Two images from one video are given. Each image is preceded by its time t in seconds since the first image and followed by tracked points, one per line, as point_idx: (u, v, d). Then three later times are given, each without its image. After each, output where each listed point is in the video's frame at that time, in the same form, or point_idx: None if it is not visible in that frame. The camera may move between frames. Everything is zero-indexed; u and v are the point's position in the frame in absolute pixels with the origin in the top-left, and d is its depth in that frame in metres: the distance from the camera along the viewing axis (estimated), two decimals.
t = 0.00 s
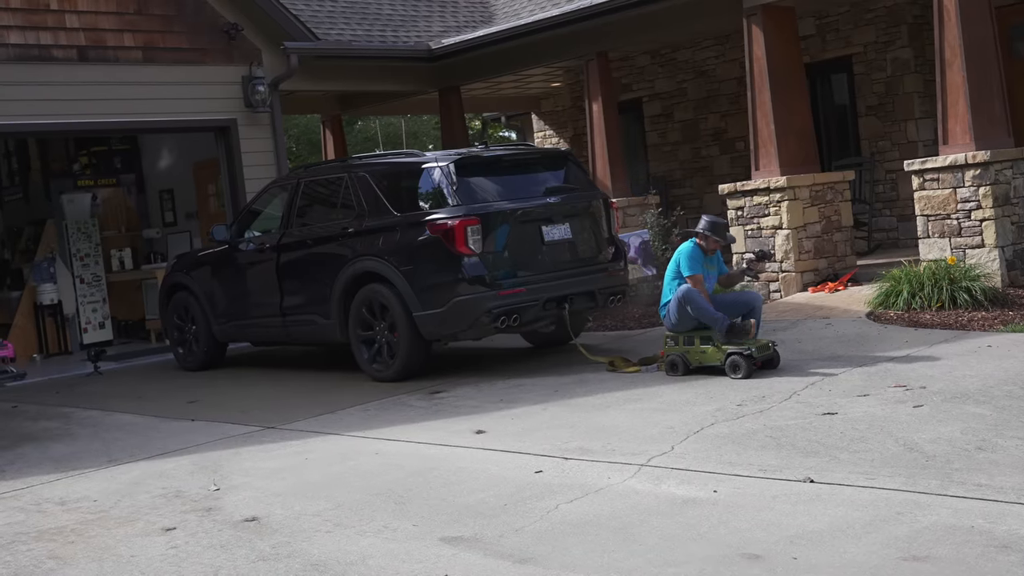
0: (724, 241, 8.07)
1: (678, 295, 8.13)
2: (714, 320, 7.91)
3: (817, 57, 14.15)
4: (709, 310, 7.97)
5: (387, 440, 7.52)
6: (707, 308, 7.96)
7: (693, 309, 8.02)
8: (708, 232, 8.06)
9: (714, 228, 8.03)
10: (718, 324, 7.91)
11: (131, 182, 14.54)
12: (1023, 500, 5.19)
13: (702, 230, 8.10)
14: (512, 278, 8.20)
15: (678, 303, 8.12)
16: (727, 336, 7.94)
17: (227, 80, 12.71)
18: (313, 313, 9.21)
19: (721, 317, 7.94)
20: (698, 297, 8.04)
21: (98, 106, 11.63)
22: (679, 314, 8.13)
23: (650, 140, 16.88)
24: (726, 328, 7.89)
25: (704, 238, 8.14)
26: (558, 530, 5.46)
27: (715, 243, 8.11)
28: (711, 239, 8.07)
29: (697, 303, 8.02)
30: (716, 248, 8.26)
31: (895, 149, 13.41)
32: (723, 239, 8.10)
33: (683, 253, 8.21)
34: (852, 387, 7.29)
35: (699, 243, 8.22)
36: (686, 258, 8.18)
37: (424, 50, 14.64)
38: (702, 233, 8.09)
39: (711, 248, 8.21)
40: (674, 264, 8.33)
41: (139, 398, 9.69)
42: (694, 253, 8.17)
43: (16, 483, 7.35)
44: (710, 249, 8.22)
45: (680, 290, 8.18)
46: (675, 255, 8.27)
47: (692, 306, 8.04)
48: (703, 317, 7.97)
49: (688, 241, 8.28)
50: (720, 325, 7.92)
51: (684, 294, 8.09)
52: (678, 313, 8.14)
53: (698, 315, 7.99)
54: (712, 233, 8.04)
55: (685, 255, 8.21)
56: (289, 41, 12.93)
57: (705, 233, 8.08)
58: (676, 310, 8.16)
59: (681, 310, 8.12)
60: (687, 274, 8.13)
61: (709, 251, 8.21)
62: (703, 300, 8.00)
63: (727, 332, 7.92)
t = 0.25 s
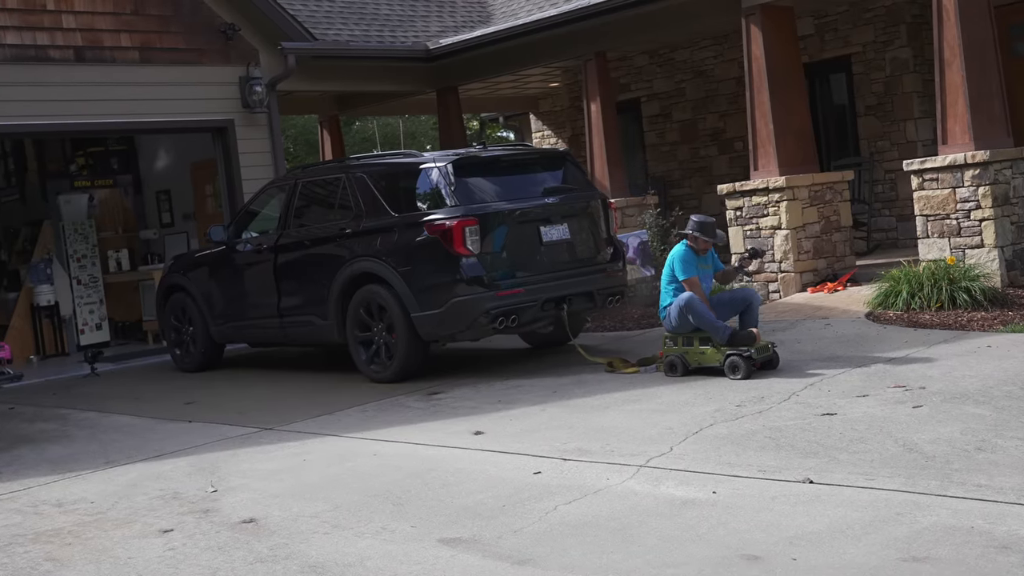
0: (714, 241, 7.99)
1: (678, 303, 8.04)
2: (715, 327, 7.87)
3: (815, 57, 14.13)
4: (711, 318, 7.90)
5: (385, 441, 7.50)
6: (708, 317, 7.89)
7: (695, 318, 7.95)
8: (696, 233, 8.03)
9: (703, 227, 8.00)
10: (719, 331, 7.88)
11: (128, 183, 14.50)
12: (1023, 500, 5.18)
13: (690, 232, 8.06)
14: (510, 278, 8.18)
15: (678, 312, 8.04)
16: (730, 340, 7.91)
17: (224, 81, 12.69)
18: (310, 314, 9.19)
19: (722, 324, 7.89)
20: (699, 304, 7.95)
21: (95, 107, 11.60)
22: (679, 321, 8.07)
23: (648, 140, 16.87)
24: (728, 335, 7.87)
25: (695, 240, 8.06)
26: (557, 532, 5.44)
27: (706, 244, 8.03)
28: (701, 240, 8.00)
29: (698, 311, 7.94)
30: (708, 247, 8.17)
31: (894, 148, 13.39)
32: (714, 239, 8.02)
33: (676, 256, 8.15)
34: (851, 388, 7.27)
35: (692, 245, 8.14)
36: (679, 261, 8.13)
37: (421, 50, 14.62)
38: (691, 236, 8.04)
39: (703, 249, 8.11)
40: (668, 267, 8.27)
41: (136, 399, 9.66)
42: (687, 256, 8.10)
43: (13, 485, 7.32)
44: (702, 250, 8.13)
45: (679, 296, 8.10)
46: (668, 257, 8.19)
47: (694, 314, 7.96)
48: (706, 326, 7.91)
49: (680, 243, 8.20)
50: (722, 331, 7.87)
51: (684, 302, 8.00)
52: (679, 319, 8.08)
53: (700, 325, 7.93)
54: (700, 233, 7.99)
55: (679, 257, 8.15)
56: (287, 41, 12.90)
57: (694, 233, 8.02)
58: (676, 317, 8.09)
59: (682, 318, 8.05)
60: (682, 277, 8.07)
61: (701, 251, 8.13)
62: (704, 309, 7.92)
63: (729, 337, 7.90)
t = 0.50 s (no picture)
0: (708, 241, 7.99)
1: (676, 305, 8.01)
2: (714, 330, 7.82)
3: (814, 57, 14.12)
4: (708, 320, 7.86)
5: (382, 442, 7.47)
6: (706, 319, 7.84)
7: (693, 321, 7.92)
8: (691, 234, 7.99)
9: (695, 228, 7.97)
10: (717, 333, 7.82)
11: (125, 183, 14.45)
12: (1023, 501, 5.16)
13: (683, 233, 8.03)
14: (507, 279, 8.15)
15: (676, 315, 8.01)
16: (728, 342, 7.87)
17: (221, 81, 12.65)
18: (307, 315, 9.16)
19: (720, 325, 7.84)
20: (696, 307, 7.92)
21: (92, 107, 11.57)
22: (677, 323, 8.04)
23: (647, 140, 16.85)
24: (727, 336, 7.81)
25: (688, 241, 8.05)
26: (555, 533, 5.42)
27: (699, 245, 8.05)
28: (694, 240, 8.00)
29: (695, 313, 7.91)
30: (703, 248, 8.17)
31: (893, 148, 13.38)
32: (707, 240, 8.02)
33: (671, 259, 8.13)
34: (850, 389, 7.25)
35: (686, 246, 8.14)
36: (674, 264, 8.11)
37: (419, 50, 14.60)
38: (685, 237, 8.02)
39: (697, 250, 8.13)
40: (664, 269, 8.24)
41: (133, 400, 9.63)
42: (682, 257, 8.10)
43: (9, 487, 7.29)
44: (696, 250, 8.13)
45: (676, 298, 8.07)
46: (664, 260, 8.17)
47: (691, 317, 7.93)
48: (704, 327, 7.87)
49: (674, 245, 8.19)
50: (720, 333, 7.83)
51: (681, 305, 7.96)
52: (677, 322, 8.04)
53: (698, 327, 7.89)
54: (694, 234, 7.97)
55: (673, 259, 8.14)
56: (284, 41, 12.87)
57: (688, 235, 8.00)
58: (673, 319, 8.06)
59: (680, 320, 8.02)
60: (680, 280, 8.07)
61: (695, 253, 8.13)
62: (701, 312, 7.88)
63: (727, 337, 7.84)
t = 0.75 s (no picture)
0: (704, 241, 7.98)
1: (672, 308, 7.94)
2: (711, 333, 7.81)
3: (812, 58, 14.10)
4: (705, 322, 7.82)
5: (378, 444, 7.44)
6: (703, 322, 7.80)
7: (689, 324, 7.87)
8: (687, 234, 7.98)
9: (692, 228, 7.96)
10: (714, 335, 7.82)
11: (120, 184, 14.43)
12: (1021, 504, 5.13)
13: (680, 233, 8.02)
14: (504, 280, 8.12)
15: (673, 317, 7.95)
16: (725, 343, 7.87)
17: (217, 81, 12.61)
18: (303, 316, 9.13)
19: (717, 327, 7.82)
20: (692, 310, 7.86)
21: (87, 107, 11.53)
22: (674, 325, 7.99)
23: (644, 141, 16.83)
24: (723, 338, 7.83)
25: (684, 241, 8.03)
26: (552, 536, 5.39)
27: (695, 245, 8.03)
28: (691, 240, 7.98)
29: (692, 316, 7.86)
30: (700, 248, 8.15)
31: (891, 149, 13.36)
32: (703, 239, 8.01)
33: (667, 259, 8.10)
34: (848, 390, 7.22)
35: (682, 247, 8.11)
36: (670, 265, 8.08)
37: (416, 50, 14.57)
38: (681, 237, 8.01)
39: (693, 250, 8.10)
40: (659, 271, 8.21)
41: (128, 402, 9.59)
42: (678, 259, 8.06)
43: (3, 489, 7.25)
44: (693, 251, 8.11)
45: (672, 300, 8.01)
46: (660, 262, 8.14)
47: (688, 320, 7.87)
48: (701, 330, 7.84)
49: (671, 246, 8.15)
50: (716, 335, 7.83)
51: (678, 308, 7.90)
52: (674, 324, 7.99)
53: (695, 331, 7.85)
54: (690, 234, 7.96)
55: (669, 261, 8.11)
56: (280, 41, 12.83)
57: (684, 235, 7.99)
58: (670, 321, 8.01)
59: (677, 323, 7.97)
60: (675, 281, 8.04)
61: (691, 253, 8.11)
62: (698, 314, 7.82)
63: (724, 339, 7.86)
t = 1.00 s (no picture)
0: (698, 241, 7.94)
1: (665, 313, 7.96)
2: (704, 336, 7.81)
3: (808, 58, 14.09)
4: (698, 326, 7.84)
5: (372, 445, 7.40)
6: (695, 327, 7.82)
7: (682, 330, 7.88)
8: (681, 235, 7.94)
9: (686, 228, 7.92)
10: (708, 338, 7.80)
11: (112, 183, 14.33)
12: (1016, 506, 5.11)
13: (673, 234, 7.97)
14: (498, 281, 8.09)
15: (666, 323, 7.96)
16: (721, 345, 7.83)
17: (210, 80, 12.56)
18: (297, 317, 9.08)
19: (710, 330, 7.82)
20: (685, 315, 7.88)
21: (80, 106, 11.48)
22: (669, 330, 8.00)
23: (639, 142, 16.82)
24: (718, 341, 7.79)
25: (678, 242, 7.99)
26: (546, 537, 5.35)
27: (690, 244, 7.99)
28: (684, 240, 7.95)
29: (685, 322, 7.87)
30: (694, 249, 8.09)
31: (887, 150, 13.36)
32: (697, 239, 7.98)
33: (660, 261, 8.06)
34: (843, 392, 7.21)
35: (675, 248, 8.07)
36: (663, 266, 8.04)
37: (410, 50, 14.54)
38: (675, 237, 7.97)
39: (687, 251, 8.05)
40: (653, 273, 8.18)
41: (120, 403, 9.54)
42: (670, 260, 8.02)
43: None
44: (687, 252, 8.06)
45: (665, 306, 8.02)
46: (652, 264, 8.09)
47: (681, 326, 7.89)
48: (694, 335, 7.85)
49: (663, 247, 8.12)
50: (711, 338, 7.81)
51: (671, 314, 7.91)
52: (668, 329, 8.00)
53: (688, 335, 7.87)
54: (684, 233, 7.91)
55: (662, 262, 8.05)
56: (273, 41, 12.79)
57: (678, 235, 7.94)
58: (664, 326, 8.01)
59: (670, 328, 7.98)
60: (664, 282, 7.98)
61: (685, 254, 8.05)
62: (691, 319, 7.84)
63: (719, 342, 7.82)
